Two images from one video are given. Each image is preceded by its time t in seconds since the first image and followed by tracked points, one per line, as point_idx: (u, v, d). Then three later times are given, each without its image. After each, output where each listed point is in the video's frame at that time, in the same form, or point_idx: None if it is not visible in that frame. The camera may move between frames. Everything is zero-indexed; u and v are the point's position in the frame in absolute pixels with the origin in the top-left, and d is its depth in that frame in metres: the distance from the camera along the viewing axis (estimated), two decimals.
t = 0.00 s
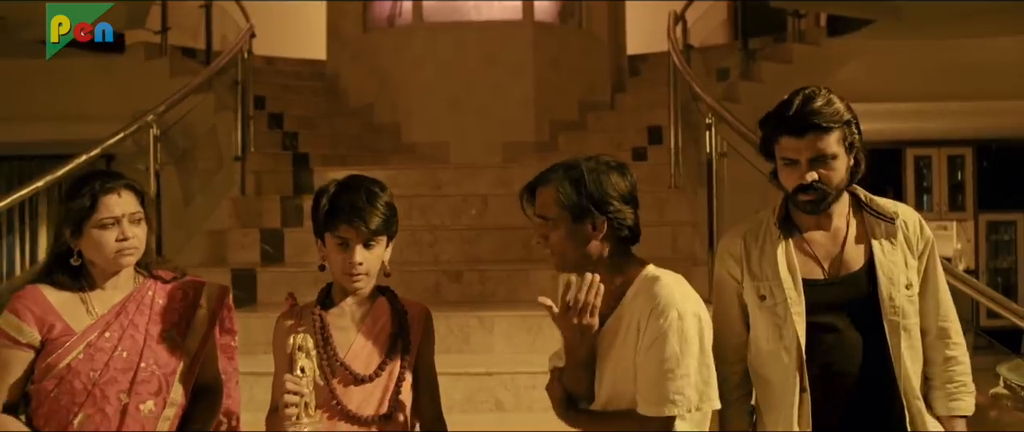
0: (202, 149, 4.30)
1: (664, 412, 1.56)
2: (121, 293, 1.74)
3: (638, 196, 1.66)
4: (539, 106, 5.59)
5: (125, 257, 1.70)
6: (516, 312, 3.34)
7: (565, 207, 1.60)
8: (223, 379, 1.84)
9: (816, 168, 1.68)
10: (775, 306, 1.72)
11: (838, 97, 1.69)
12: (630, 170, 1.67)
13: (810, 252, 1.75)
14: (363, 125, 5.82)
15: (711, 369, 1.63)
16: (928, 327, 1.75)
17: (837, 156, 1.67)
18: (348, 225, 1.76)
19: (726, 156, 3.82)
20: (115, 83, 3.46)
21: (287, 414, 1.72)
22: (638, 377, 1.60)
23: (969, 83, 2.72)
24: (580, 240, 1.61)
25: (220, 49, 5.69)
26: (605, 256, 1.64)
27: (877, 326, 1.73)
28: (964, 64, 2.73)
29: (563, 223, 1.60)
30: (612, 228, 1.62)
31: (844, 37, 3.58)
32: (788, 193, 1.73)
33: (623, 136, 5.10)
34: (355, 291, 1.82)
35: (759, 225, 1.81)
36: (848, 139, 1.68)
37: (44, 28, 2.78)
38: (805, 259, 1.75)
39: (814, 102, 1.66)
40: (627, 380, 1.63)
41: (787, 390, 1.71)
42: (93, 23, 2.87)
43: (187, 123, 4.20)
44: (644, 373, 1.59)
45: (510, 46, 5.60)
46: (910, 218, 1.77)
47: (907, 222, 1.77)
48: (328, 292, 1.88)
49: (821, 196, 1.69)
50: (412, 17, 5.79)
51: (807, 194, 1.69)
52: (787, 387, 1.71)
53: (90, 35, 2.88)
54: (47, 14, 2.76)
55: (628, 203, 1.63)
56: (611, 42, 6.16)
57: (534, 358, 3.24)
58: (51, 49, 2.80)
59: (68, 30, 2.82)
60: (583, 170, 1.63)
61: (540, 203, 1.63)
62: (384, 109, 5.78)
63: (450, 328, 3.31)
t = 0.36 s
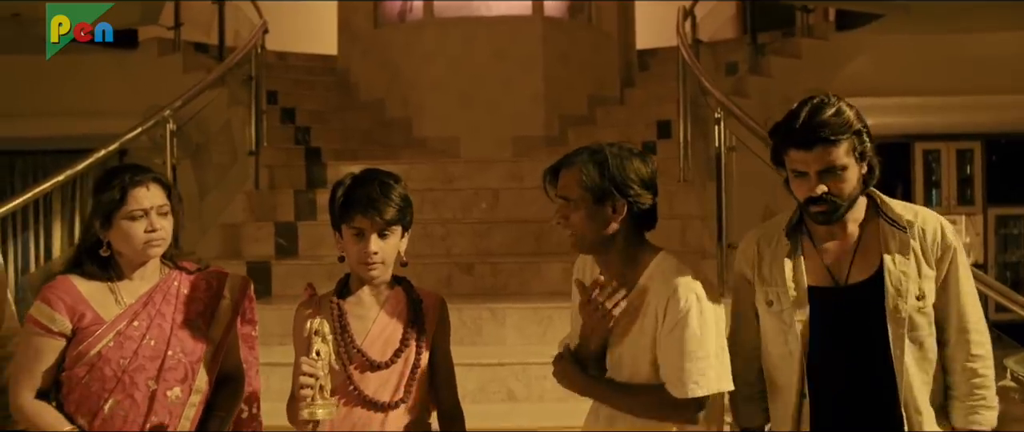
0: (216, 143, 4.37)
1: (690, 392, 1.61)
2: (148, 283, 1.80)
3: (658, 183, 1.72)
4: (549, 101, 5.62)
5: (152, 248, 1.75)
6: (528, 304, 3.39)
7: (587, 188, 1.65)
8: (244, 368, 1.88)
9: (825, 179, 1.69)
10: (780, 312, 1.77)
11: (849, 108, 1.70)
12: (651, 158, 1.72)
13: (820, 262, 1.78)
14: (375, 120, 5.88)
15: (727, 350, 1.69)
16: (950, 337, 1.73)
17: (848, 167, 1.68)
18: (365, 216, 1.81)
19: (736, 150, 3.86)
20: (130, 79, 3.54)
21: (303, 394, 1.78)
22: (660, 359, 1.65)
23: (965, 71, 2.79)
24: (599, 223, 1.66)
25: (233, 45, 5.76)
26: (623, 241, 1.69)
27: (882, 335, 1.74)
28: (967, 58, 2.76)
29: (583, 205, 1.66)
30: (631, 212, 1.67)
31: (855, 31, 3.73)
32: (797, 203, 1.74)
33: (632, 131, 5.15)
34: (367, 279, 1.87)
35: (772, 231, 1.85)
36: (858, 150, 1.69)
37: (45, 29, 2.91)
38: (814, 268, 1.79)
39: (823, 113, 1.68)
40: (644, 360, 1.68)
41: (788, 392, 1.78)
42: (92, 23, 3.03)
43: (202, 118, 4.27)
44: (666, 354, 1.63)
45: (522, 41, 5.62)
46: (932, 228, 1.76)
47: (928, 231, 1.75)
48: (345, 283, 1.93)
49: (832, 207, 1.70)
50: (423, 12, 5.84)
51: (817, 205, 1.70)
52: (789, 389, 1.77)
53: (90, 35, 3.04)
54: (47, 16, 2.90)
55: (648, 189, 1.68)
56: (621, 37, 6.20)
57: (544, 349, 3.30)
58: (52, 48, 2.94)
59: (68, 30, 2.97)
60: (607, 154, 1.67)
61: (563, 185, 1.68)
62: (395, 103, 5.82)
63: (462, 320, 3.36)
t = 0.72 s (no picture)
0: (229, 135, 4.44)
1: (717, 372, 1.69)
2: (171, 273, 1.85)
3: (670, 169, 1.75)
4: (561, 93, 5.65)
5: (178, 237, 1.80)
6: (539, 294, 3.45)
7: (602, 172, 1.69)
8: (263, 354, 1.93)
9: (863, 226, 1.71)
10: (809, 360, 1.83)
11: (896, 159, 1.71)
12: (664, 145, 1.76)
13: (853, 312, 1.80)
14: (387, 112, 5.92)
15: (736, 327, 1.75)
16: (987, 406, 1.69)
17: (888, 215, 1.69)
18: (376, 204, 1.84)
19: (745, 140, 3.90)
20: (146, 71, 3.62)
21: (321, 382, 1.80)
22: (683, 343, 1.71)
23: (972, 61, 2.90)
24: (613, 206, 1.70)
25: (246, 38, 5.81)
26: (634, 225, 1.73)
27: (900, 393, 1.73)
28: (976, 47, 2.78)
29: (597, 189, 1.69)
30: (644, 196, 1.71)
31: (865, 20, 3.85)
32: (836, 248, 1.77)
33: (642, 121, 5.18)
34: (380, 265, 1.90)
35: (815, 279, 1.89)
36: (899, 202, 1.70)
37: (44, 29, 2.64)
38: (849, 317, 1.81)
39: (868, 159, 1.70)
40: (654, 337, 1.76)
41: None
42: (93, 23, 2.71)
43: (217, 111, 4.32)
44: (687, 336, 1.71)
45: (532, 31, 5.69)
46: (975, 294, 1.71)
47: (972, 298, 1.71)
48: (359, 270, 1.96)
49: (867, 253, 1.72)
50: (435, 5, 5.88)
51: (854, 252, 1.73)
52: None
53: (91, 35, 2.74)
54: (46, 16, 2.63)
55: (660, 175, 1.72)
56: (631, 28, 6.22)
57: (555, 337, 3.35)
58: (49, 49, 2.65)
59: (68, 30, 2.67)
60: (622, 140, 1.71)
61: (578, 168, 1.72)
62: (406, 95, 5.86)
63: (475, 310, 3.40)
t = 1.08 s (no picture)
0: (235, 127, 4.48)
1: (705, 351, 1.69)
2: (181, 262, 1.89)
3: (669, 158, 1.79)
4: (563, 81, 5.72)
5: (188, 225, 1.84)
6: (542, 282, 3.48)
7: (603, 159, 1.73)
8: (271, 342, 1.97)
9: (885, 227, 1.55)
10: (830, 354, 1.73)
11: (932, 155, 1.53)
12: (663, 134, 1.80)
13: (879, 309, 1.68)
14: (391, 102, 5.95)
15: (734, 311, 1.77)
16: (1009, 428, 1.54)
17: (911, 218, 1.53)
18: (382, 192, 1.87)
19: (746, 130, 3.92)
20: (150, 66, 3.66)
21: (330, 369, 1.82)
22: (678, 328, 1.73)
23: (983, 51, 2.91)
24: (613, 193, 1.74)
25: (251, 30, 5.85)
26: (634, 213, 1.78)
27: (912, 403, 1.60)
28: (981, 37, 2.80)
29: (597, 176, 1.73)
30: (643, 184, 1.75)
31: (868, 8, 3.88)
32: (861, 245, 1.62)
33: (645, 110, 5.22)
34: (385, 252, 1.92)
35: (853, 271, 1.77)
36: (929, 203, 1.52)
37: (44, 29, 2.65)
38: (873, 314, 1.69)
39: (895, 155, 1.54)
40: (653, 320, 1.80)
41: None
42: (92, 23, 2.75)
43: (223, 103, 4.36)
44: (679, 317, 1.73)
45: (535, 21, 5.71)
46: (1005, 307, 1.55)
47: (1002, 310, 1.55)
48: (366, 261, 1.99)
49: (887, 255, 1.57)
50: None
51: (874, 252, 1.58)
52: None
53: (91, 35, 2.76)
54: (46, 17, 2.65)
55: (659, 164, 1.76)
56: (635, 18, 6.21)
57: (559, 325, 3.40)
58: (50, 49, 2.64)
59: (68, 30, 2.69)
60: (623, 129, 1.75)
61: (580, 155, 1.76)
62: (410, 85, 5.87)
63: (479, 299, 3.45)
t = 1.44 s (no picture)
0: (242, 120, 4.52)
1: (705, 339, 1.74)
2: (194, 252, 1.93)
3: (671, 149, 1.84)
4: (566, 74, 5.77)
5: (200, 215, 1.89)
6: (545, 272, 3.53)
7: (607, 151, 1.77)
8: (281, 330, 2.02)
9: (864, 223, 1.61)
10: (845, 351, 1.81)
11: (912, 154, 1.56)
12: (666, 126, 1.84)
13: (881, 308, 1.75)
14: (396, 95, 5.99)
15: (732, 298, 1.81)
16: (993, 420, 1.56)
17: (889, 215, 1.58)
18: (402, 183, 1.90)
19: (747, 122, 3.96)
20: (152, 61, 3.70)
21: (343, 358, 1.85)
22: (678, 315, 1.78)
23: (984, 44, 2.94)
24: (615, 184, 1.79)
25: (257, 22, 5.89)
26: (636, 202, 1.82)
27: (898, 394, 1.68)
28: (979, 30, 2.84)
29: (600, 168, 1.78)
30: (645, 175, 1.79)
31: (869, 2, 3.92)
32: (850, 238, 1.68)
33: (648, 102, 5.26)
34: (401, 241, 1.96)
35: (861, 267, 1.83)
36: (907, 202, 1.56)
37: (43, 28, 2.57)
38: (876, 312, 1.76)
39: (875, 153, 1.58)
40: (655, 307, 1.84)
41: None
42: (92, 23, 2.65)
43: (229, 96, 4.41)
44: (680, 305, 1.77)
45: (537, 14, 5.77)
46: (978, 301, 1.56)
47: (984, 303, 1.55)
48: (372, 250, 2.02)
49: (870, 249, 1.63)
50: None
51: (859, 246, 1.65)
52: None
53: (90, 35, 2.66)
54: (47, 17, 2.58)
55: (661, 155, 1.80)
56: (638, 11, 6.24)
57: (563, 314, 3.43)
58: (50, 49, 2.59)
59: (68, 30, 2.60)
60: (626, 121, 1.79)
61: (584, 146, 1.80)
62: (414, 78, 5.92)
63: (483, 289, 3.50)
